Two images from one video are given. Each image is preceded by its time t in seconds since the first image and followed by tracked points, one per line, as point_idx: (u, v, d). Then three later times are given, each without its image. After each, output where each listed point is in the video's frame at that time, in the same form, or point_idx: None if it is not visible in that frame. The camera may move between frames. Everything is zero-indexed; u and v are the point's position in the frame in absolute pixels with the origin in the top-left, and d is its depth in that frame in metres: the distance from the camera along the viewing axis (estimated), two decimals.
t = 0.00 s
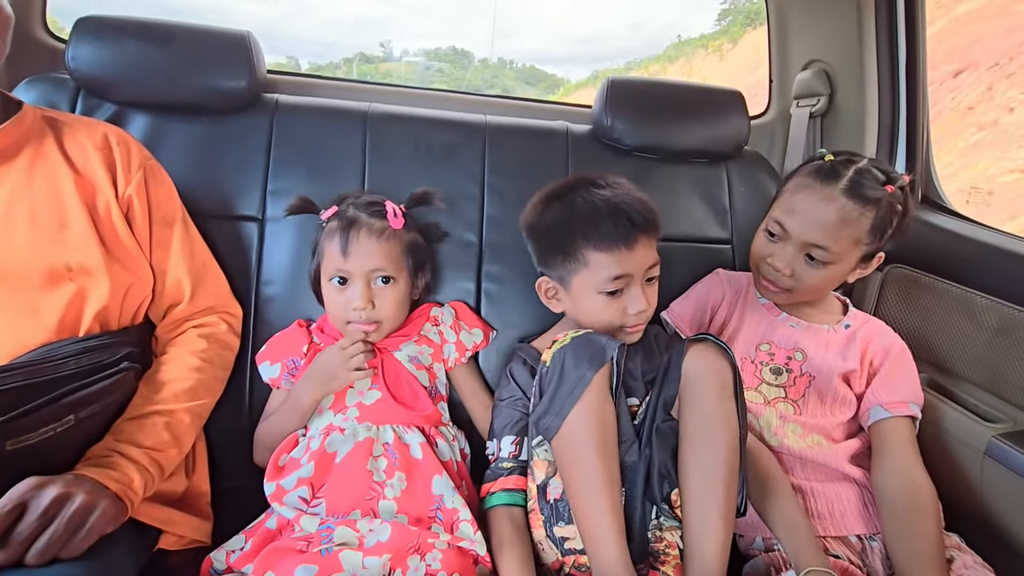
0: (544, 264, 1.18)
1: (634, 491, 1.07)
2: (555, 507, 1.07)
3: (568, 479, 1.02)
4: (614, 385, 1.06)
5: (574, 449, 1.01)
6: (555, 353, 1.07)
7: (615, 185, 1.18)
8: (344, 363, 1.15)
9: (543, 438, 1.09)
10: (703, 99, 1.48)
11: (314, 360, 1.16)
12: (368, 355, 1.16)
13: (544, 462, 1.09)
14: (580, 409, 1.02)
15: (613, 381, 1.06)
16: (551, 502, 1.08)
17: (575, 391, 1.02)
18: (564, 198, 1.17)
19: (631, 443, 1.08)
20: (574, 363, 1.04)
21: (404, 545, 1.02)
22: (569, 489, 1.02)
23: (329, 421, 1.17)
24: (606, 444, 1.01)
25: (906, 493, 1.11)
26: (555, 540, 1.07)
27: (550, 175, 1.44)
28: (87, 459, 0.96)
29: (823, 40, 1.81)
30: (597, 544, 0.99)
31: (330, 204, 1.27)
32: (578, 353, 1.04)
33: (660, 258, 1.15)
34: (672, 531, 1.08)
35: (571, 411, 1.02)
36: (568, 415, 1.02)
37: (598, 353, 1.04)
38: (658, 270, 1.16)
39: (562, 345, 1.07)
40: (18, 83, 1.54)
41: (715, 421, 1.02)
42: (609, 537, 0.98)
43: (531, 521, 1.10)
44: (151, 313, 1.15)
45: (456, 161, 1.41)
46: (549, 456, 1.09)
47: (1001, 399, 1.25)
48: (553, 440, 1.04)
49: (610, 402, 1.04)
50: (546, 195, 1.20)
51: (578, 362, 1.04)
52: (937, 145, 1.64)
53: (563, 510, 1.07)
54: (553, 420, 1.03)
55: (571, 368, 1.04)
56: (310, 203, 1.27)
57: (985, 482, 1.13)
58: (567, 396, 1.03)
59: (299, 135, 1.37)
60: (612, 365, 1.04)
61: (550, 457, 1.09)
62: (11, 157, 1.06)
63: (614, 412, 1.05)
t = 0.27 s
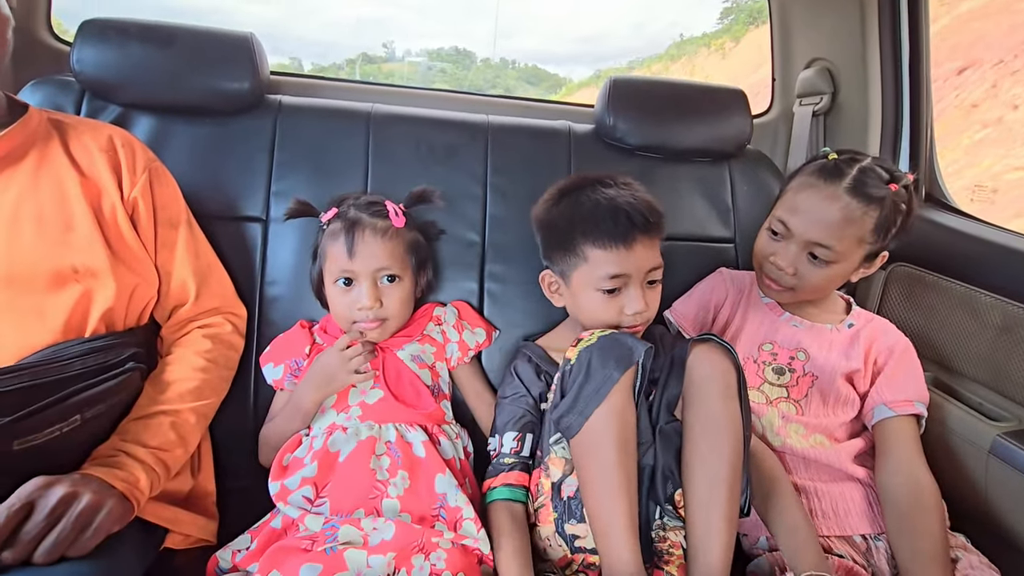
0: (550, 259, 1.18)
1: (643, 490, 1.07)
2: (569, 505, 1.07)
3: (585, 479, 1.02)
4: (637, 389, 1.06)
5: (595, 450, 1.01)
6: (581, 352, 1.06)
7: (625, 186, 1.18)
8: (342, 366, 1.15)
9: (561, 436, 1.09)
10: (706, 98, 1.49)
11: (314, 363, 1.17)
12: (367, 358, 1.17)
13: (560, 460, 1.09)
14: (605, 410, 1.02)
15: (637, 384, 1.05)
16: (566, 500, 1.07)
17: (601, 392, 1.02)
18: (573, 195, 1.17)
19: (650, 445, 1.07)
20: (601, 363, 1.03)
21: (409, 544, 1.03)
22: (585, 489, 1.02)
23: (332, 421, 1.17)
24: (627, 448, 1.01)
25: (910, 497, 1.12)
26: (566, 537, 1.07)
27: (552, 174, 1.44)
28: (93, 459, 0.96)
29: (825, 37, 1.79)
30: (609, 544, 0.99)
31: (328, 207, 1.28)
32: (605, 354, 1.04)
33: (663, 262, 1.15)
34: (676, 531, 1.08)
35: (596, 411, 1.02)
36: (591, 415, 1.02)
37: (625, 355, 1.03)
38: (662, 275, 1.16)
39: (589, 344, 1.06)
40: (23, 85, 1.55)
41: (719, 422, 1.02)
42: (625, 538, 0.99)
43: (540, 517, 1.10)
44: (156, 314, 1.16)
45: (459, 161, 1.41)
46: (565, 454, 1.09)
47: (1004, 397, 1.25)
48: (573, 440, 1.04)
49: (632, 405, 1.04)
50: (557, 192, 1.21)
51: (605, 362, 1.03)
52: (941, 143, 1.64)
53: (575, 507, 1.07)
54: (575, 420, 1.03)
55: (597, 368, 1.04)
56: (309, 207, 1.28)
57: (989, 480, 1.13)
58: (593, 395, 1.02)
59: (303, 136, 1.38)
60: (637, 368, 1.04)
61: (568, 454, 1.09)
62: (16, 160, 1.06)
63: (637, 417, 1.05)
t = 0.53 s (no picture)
0: (559, 258, 1.19)
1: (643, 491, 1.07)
2: (569, 506, 1.08)
3: (581, 481, 1.03)
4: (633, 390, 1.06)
5: (592, 452, 1.01)
6: (575, 354, 1.07)
7: (638, 190, 1.19)
8: (348, 368, 1.17)
9: (557, 439, 1.09)
10: (709, 98, 1.49)
11: (317, 367, 1.18)
12: (372, 360, 1.19)
13: (559, 463, 1.09)
14: (601, 412, 1.02)
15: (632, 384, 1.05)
16: (565, 502, 1.08)
17: (596, 394, 1.02)
18: (585, 195, 1.18)
19: (647, 444, 1.08)
20: (596, 364, 1.03)
21: (413, 542, 1.03)
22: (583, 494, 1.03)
23: (337, 422, 1.18)
24: (623, 450, 1.02)
25: (914, 497, 1.12)
26: (567, 539, 1.08)
27: (556, 174, 1.44)
28: (101, 458, 0.97)
29: (829, 36, 1.79)
30: (610, 547, 1.00)
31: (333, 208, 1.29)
32: (600, 355, 1.04)
33: (670, 268, 1.14)
34: (678, 531, 1.09)
35: (592, 413, 1.02)
36: (587, 418, 1.02)
37: (620, 356, 1.04)
38: (669, 281, 1.16)
39: (583, 345, 1.07)
40: (31, 88, 1.57)
41: (721, 422, 1.02)
42: (623, 541, 0.99)
43: (542, 518, 1.11)
44: (162, 314, 1.17)
45: (463, 161, 1.42)
46: (563, 457, 1.09)
47: (1009, 397, 1.25)
48: (569, 442, 1.05)
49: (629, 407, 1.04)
50: (570, 190, 1.21)
51: (599, 363, 1.04)
52: (947, 142, 1.64)
53: (576, 509, 1.07)
54: (571, 423, 1.03)
55: (591, 368, 1.04)
56: (315, 206, 1.28)
57: (994, 479, 1.13)
58: (589, 396, 1.03)
59: (307, 137, 1.39)
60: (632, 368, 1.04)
61: (566, 457, 1.09)
62: (24, 162, 1.07)
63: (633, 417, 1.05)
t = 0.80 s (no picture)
0: (565, 255, 1.20)
1: (643, 489, 1.08)
2: (566, 504, 1.08)
3: (577, 481, 1.04)
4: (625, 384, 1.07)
5: (587, 452, 1.03)
6: (564, 355, 1.09)
7: (647, 192, 1.19)
8: (351, 370, 1.19)
9: (552, 439, 1.10)
10: (712, 98, 1.50)
11: (321, 368, 1.20)
12: (374, 361, 1.20)
13: (554, 462, 1.10)
14: (592, 410, 1.03)
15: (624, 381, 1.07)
16: (562, 500, 1.09)
17: (586, 392, 1.04)
18: (595, 194, 1.19)
19: (642, 439, 1.09)
20: (584, 364, 1.05)
21: (419, 536, 1.05)
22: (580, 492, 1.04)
23: (343, 420, 1.19)
24: (616, 447, 1.03)
25: (913, 488, 1.14)
26: (566, 536, 1.09)
27: (560, 174, 1.45)
28: (110, 453, 0.99)
29: (833, 37, 1.80)
30: (608, 544, 1.01)
31: (339, 205, 1.30)
32: (588, 353, 1.06)
33: (675, 272, 1.15)
34: (682, 527, 1.10)
35: (583, 412, 1.03)
36: (578, 417, 1.04)
37: (608, 353, 1.06)
38: (673, 285, 1.17)
39: (571, 345, 1.09)
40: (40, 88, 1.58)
41: (727, 420, 1.03)
42: (620, 537, 1.00)
43: (542, 517, 1.12)
44: (170, 312, 1.18)
45: (467, 161, 1.43)
46: (558, 456, 1.10)
47: (1011, 395, 1.26)
48: (563, 441, 1.06)
49: (620, 402, 1.05)
50: (580, 188, 1.22)
51: (588, 363, 1.06)
52: (951, 142, 1.65)
53: (574, 507, 1.08)
54: (563, 422, 1.05)
55: (580, 368, 1.06)
56: (321, 204, 1.31)
57: (996, 477, 1.14)
58: (578, 396, 1.04)
59: (313, 137, 1.40)
60: (621, 365, 1.06)
61: (561, 456, 1.10)
62: (35, 161, 1.08)
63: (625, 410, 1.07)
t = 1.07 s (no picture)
0: (568, 253, 1.20)
1: (643, 488, 1.08)
2: (565, 505, 1.09)
3: (574, 485, 1.04)
4: (615, 381, 1.07)
5: (579, 454, 1.03)
6: (551, 356, 1.10)
7: (652, 191, 1.18)
8: (355, 371, 1.19)
9: (545, 442, 1.10)
10: (716, 97, 1.49)
11: (323, 370, 1.20)
12: (378, 362, 1.21)
13: (549, 465, 1.11)
14: (581, 409, 1.04)
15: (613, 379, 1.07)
16: (559, 501, 1.09)
17: (576, 391, 1.04)
18: (600, 192, 1.18)
19: (636, 438, 1.08)
20: (572, 364, 1.06)
21: (422, 534, 1.05)
22: (574, 494, 1.04)
23: (348, 419, 1.19)
24: (607, 447, 1.03)
25: (916, 483, 1.14)
26: (566, 538, 1.09)
27: (563, 172, 1.45)
28: (114, 450, 0.99)
29: (838, 35, 1.79)
30: (604, 544, 1.00)
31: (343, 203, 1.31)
32: (575, 352, 1.07)
33: (676, 273, 1.15)
34: (685, 526, 1.10)
35: (572, 413, 1.04)
36: (568, 419, 1.04)
37: (594, 353, 1.06)
38: (674, 286, 1.16)
39: (558, 348, 1.10)
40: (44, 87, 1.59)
41: (729, 418, 1.03)
42: (615, 534, 1.00)
43: (541, 519, 1.13)
44: (173, 309, 1.18)
45: (470, 160, 1.43)
46: (553, 459, 1.10)
47: (1015, 394, 1.25)
48: (556, 442, 1.06)
49: (610, 401, 1.05)
50: (585, 186, 1.22)
51: (575, 363, 1.06)
52: (956, 142, 1.64)
53: (571, 508, 1.08)
54: (554, 424, 1.05)
55: (568, 369, 1.07)
56: (325, 202, 1.31)
57: (1001, 477, 1.14)
58: (567, 397, 1.05)
59: (316, 136, 1.40)
60: (609, 363, 1.06)
61: (555, 459, 1.10)
62: (40, 158, 1.08)
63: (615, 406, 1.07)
